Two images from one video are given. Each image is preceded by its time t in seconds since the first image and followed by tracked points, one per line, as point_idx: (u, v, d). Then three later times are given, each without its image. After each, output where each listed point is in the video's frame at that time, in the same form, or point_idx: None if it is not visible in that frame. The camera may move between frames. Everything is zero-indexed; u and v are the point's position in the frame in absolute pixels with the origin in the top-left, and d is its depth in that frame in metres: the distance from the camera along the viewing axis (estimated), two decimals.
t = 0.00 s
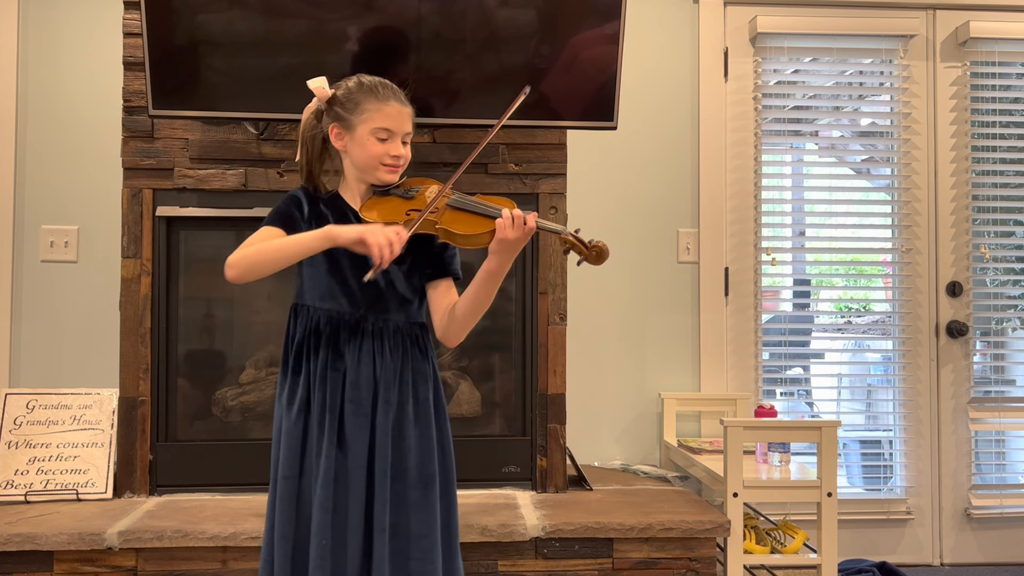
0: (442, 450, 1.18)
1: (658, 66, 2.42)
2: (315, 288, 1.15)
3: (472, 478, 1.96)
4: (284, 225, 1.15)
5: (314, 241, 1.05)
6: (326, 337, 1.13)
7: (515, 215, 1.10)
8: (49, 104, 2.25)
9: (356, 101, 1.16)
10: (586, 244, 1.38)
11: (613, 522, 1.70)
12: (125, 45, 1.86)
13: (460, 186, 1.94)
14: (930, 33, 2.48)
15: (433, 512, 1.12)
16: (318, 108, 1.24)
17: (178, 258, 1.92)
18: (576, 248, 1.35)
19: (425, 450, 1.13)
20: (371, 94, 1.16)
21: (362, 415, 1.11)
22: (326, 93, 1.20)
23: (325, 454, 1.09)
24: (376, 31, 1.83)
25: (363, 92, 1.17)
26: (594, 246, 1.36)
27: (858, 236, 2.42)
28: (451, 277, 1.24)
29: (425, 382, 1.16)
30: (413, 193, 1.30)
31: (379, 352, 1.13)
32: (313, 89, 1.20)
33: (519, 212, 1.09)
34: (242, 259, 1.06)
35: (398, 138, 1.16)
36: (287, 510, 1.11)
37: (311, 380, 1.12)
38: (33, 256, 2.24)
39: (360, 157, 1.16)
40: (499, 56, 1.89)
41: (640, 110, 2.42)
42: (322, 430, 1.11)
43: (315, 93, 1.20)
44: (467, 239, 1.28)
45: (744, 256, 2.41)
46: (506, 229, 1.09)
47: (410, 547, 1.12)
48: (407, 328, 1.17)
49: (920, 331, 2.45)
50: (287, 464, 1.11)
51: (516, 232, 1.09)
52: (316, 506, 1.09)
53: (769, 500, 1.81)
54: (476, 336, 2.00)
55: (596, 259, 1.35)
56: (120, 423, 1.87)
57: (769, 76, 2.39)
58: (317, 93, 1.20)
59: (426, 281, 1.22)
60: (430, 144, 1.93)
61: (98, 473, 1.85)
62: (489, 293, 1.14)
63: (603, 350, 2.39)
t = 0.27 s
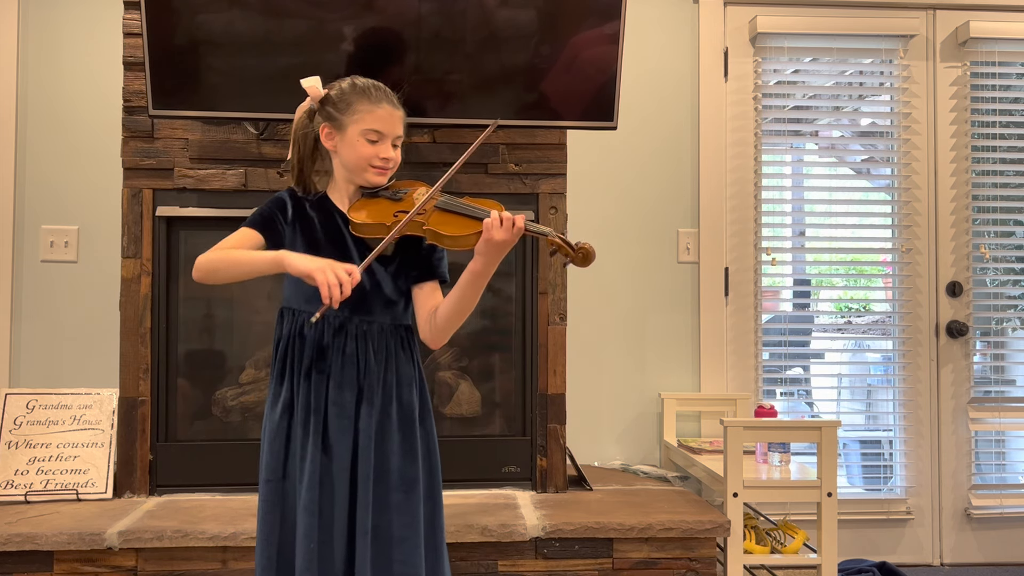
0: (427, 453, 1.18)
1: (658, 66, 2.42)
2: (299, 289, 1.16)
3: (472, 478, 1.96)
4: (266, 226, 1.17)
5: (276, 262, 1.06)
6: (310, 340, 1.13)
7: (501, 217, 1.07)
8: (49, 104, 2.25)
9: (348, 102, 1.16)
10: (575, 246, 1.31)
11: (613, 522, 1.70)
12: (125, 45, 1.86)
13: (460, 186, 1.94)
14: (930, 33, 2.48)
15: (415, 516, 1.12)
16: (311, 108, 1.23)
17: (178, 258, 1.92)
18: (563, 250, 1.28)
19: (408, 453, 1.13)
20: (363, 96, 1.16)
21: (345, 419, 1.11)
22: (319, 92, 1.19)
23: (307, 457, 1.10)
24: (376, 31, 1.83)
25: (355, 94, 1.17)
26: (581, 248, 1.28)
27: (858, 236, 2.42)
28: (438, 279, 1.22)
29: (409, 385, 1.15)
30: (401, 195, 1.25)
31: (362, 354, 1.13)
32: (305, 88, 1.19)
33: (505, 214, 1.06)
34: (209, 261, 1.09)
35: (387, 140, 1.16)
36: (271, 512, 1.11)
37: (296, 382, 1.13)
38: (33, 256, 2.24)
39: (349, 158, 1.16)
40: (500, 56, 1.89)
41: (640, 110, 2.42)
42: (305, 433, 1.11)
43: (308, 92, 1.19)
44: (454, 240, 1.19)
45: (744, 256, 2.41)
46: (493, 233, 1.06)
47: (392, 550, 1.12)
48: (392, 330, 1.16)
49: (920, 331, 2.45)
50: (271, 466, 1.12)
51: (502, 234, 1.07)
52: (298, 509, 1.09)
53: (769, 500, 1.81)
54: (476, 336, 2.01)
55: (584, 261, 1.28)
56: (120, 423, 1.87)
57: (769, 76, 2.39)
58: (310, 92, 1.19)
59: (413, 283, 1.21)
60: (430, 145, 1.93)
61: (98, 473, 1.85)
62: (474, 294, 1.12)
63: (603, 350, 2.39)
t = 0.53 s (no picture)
0: (417, 453, 1.18)
1: (658, 66, 2.42)
2: (290, 289, 1.16)
3: (472, 478, 1.96)
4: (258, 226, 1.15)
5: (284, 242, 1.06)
6: (301, 339, 1.13)
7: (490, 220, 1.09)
8: (49, 104, 2.25)
9: (334, 102, 1.16)
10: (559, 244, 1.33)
11: (613, 522, 1.70)
12: (125, 45, 1.86)
13: (460, 186, 1.94)
14: (930, 33, 2.48)
15: (404, 516, 1.12)
16: (299, 109, 1.24)
17: (178, 258, 1.92)
18: (547, 249, 1.31)
19: (397, 453, 1.13)
20: (349, 96, 1.16)
21: (335, 418, 1.10)
22: (305, 94, 1.19)
23: (297, 456, 1.09)
24: (376, 31, 1.83)
25: (341, 94, 1.16)
26: (566, 246, 1.31)
27: (858, 237, 2.42)
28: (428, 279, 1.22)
29: (399, 384, 1.15)
30: (389, 194, 1.25)
31: (352, 353, 1.13)
32: (291, 90, 1.19)
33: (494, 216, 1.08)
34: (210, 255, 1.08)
35: (375, 139, 1.15)
36: (260, 511, 1.11)
37: (286, 381, 1.12)
38: (33, 256, 2.24)
39: (337, 158, 1.16)
40: (500, 56, 1.89)
41: (640, 110, 2.42)
42: (294, 432, 1.11)
43: (294, 94, 1.19)
44: (440, 240, 1.22)
45: (744, 256, 2.41)
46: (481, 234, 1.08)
47: (381, 550, 1.12)
48: (382, 329, 1.16)
49: (920, 331, 2.45)
50: (261, 465, 1.11)
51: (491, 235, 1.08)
52: (287, 508, 1.09)
53: (769, 500, 1.81)
54: (476, 336, 2.01)
55: (569, 259, 1.31)
56: (120, 423, 1.87)
57: (769, 76, 2.39)
58: (297, 94, 1.19)
59: (403, 283, 1.20)
60: (430, 145, 1.93)
61: (98, 473, 1.85)
62: (462, 293, 1.13)
63: (603, 349, 2.39)
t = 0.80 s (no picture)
0: (415, 452, 1.18)
1: (658, 66, 2.42)
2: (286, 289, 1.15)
3: (472, 478, 1.96)
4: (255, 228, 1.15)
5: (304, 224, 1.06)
6: (298, 338, 1.12)
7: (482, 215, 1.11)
8: (49, 104, 2.25)
9: (323, 103, 1.15)
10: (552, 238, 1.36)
11: (613, 522, 1.70)
12: (125, 45, 1.86)
13: (460, 185, 1.94)
14: (930, 33, 2.48)
15: (402, 515, 1.12)
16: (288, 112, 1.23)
17: (178, 258, 1.92)
18: (542, 244, 1.33)
19: (396, 452, 1.13)
20: (337, 96, 1.15)
21: (333, 417, 1.10)
22: (293, 96, 1.19)
23: (295, 456, 1.09)
24: (376, 31, 1.83)
25: (330, 94, 1.16)
26: (560, 241, 1.33)
27: (858, 236, 2.42)
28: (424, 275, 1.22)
29: (397, 384, 1.15)
30: (383, 194, 1.27)
31: (349, 352, 1.13)
32: (280, 93, 1.18)
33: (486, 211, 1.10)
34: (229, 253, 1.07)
35: (366, 139, 1.15)
36: (258, 512, 1.10)
37: (283, 380, 1.12)
38: (33, 256, 2.24)
39: (328, 159, 1.15)
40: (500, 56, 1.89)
41: (640, 110, 2.41)
42: (292, 432, 1.11)
43: (283, 97, 1.19)
44: (436, 236, 1.25)
45: (744, 256, 2.41)
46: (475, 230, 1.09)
47: (380, 549, 1.12)
48: (380, 328, 1.16)
49: (920, 330, 2.45)
50: (258, 465, 1.11)
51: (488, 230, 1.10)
52: (286, 508, 1.09)
53: (769, 500, 1.81)
54: (476, 336, 2.01)
55: (564, 252, 1.33)
56: (120, 423, 1.87)
57: (769, 76, 2.39)
58: (285, 97, 1.19)
59: (400, 280, 1.20)
60: (430, 145, 1.93)
61: (98, 473, 1.85)
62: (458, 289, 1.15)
63: (603, 349, 2.39)
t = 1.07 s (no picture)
0: (411, 450, 1.18)
1: (658, 67, 2.42)
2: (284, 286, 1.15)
3: (472, 478, 1.96)
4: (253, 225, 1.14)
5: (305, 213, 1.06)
6: (296, 336, 1.12)
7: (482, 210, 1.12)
8: (49, 104, 2.25)
9: (319, 102, 1.15)
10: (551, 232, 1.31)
11: (613, 522, 1.70)
12: (126, 45, 1.86)
13: (460, 185, 1.94)
14: (930, 33, 2.48)
15: (398, 513, 1.12)
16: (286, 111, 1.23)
17: (178, 258, 1.92)
18: (540, 237, 1.29)
19: (392, 450, 1.13)
20: (333, 93, 1.15)
21: (330, 414, 1.10)
22: (290, 95, 1.18)
23: (293, 453, 1.09)
24: (376, 31, 1.83)
25: (326, 92, 1.16)
26: (559, 234, 1.29)
27: (858, 236, 2.42)
28: (421, 273, 1.23)
29: (393, 381, 1.15)
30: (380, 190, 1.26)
31: (347, 349, 1.13)
32: (277, 92, 1.18)
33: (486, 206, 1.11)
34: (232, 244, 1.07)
35: (362, 135, 1.15)
36: (255, 510, 1.10)
37: (280, 378, 1.12)
38: (33, 256, 2.24)
39: (325, 157, 1.15)
40: (499, 56, 1.89)
41: (641, 110, 2.42)
42: (289, 429, 1.11)
43: (280, 95, 1.18)
44: (433, 232, 1.22)
45: (744, 256, 2.41)
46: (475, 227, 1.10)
47: (376, 547, 1.12)
48: (377, 326, 1.16)
49: (920, 330, 2.45)
50: (255, 463, 1.11)
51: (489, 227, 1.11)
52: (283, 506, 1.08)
53: (769, 500, 1.81)
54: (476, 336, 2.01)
55: (563, 246, 1.29)
56: (120, 423, 1.87)
57: (769, 76, 2.39)
58: (282, 96, 1.18)
59: (397, 278, 1.21)
60: (430, 145, 1.93)
61: (98, 473, 1.85)
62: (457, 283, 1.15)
63: (603, 350, 2.39)
